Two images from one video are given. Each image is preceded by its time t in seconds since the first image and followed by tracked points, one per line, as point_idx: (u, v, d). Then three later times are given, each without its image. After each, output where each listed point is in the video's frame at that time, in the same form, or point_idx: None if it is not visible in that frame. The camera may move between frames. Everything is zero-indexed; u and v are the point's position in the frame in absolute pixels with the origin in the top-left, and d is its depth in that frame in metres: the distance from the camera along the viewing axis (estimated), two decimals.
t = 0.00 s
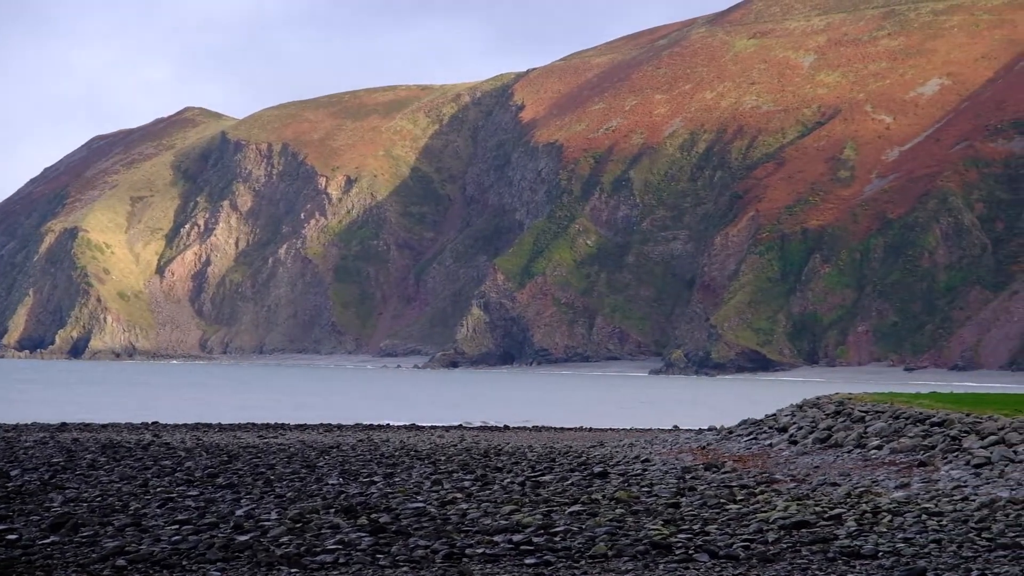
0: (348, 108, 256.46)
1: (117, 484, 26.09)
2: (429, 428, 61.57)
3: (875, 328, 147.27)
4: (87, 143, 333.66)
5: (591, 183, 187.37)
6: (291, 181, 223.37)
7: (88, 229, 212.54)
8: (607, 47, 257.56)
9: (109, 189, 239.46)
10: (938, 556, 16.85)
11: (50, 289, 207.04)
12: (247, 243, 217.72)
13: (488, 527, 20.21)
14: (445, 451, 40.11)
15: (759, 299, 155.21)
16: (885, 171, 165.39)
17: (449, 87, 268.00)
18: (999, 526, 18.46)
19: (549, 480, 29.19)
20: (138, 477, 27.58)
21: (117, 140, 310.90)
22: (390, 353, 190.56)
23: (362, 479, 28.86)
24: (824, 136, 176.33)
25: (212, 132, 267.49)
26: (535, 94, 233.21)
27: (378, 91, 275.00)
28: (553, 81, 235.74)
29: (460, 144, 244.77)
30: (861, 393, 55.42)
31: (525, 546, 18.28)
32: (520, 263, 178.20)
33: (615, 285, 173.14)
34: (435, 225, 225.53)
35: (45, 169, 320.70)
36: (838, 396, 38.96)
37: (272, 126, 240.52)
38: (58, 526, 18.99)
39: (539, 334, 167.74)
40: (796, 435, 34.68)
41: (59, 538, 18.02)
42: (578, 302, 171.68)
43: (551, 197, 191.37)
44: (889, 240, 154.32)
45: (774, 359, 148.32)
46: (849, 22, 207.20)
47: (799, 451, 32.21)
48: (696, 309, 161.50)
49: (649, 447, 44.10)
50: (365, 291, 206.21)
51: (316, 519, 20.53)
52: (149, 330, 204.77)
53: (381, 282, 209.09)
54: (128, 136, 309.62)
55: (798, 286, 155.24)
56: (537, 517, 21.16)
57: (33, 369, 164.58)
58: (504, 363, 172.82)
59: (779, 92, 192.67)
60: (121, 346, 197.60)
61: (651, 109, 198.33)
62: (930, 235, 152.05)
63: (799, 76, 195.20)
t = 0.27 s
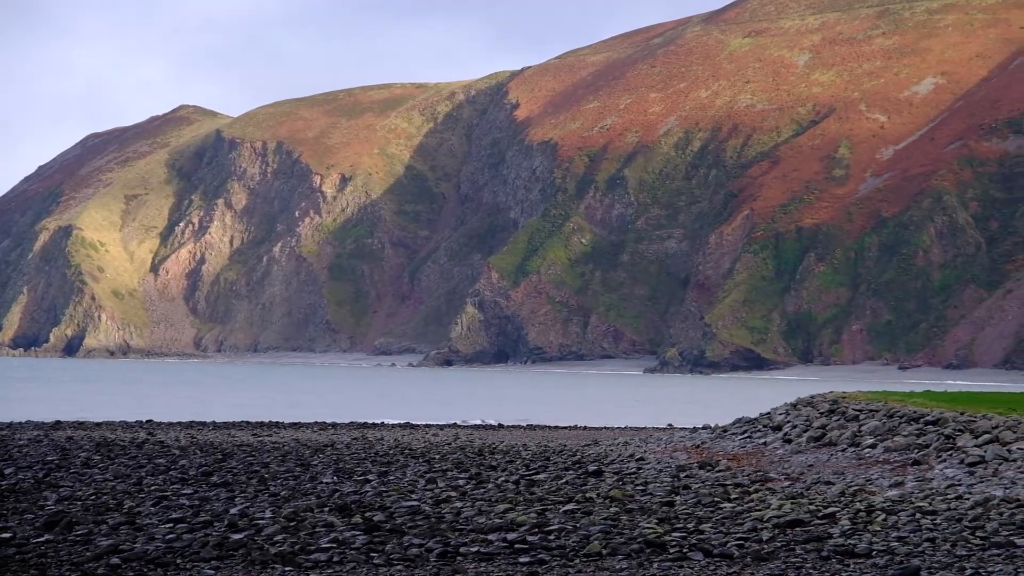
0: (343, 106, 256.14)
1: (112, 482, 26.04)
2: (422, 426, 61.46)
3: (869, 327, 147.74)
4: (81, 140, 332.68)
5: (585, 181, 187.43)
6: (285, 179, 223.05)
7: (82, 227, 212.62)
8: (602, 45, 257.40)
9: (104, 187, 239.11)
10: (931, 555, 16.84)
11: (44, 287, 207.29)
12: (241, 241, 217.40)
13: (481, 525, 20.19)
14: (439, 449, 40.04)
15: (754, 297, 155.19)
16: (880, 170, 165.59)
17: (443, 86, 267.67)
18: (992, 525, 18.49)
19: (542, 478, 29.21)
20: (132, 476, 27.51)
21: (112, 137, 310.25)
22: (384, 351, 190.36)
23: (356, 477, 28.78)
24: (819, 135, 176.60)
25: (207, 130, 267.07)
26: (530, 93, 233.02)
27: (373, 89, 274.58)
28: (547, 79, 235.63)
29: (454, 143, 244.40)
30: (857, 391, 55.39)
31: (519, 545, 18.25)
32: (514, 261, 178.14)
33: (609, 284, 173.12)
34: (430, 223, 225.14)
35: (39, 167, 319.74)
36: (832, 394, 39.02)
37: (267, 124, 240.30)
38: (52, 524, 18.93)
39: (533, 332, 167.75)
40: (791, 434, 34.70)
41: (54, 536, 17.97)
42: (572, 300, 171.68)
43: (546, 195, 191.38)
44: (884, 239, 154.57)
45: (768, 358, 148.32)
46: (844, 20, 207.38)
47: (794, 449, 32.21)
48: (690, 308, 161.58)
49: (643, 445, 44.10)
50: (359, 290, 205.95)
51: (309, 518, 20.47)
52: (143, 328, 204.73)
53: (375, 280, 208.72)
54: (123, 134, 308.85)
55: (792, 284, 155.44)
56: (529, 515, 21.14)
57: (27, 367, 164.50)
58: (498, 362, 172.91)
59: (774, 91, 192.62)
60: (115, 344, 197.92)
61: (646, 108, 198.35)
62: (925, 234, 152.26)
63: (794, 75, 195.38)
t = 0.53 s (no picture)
0: (330, 105, 255.55)
1: (99, 481, 25.81)
2: (409, 425, 61.13)
3: (857, 325, 148.14)
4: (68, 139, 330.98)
5: (573, 180, 187.43)
6: (273, 178, 222.40)
7: (70, 226, 212.14)
8: (590, 44, 257.35)
9: (91, 186, 238.19)
10: (919, 553, 16.83)
11: (32, 286, 207.02)
12: (229, 240, 216.68)
13: (469, 524, 20.08)
14: (426, 448, 39.81)
15: (741, 296, 155.44)
16: (867, 169, 166.10)
17: (431, 84, 267.28)
18: (979, 523, 18.49)
19: (530, 477, 29.07)
20: (120, 475, 27.24)
21: (99, 136, 308.87)
22: (372, 350, 190.00)
23: (344, 476, 28.61)
24: (806, 134, 177.03)
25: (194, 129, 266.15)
26: (518, 91, 232.87)
27: (361, 88, 273.97)
28: (535, 78, 235.53)
29: (442, 141, 243.97)
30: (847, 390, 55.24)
31: (506, 544, 18.14)
32: (502, 260, 178.06)
33: (596, 283, 173.14)
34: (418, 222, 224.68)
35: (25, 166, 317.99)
36: (819, 393, 39.06)
37: (255, 123, 239.60)
38: (39, 523, 18.76)
39: (521, 331, 167.68)
40: (778, 432, 34.74)
41: (41, 535, 17.79)
42: (560, 299, 171.72)
43: (534, 194, 191.38)
44: (871, 238, 154.88)
45: (756, 357, 148.55)
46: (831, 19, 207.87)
47: (781, 448, 32.25)
48: (678, 306, 161.74)
49: (630, 444, 43.95)
50: (347, 288, 205.39)
51: (297, 517, 20.31)
52: (131, 327, 204.16)
53: (363, 279, 208.17)
54: (110, 133, 307.47)
55: (779, 283, 155.96)
56: (516, 514, 21.02)
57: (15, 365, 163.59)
58: (486, 361, 172.85)
59: (762, 90, 192.91)
60: (102, 342, 197.49)
61: (634, 107, 198.50)
62: (913, 233, 152.76)
63: (782, 74, 195.68)
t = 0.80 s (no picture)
0: (313, 104, 254.72)
1: (81, 480, 25.44)
2: (392, 424, 60.48)
3: (840, 324, 148.63)
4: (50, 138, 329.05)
5: (556, 179, 187.38)
6: (256, 177, 221.44)
7: (53, 225, 211.69)
8: (573, 43, 257.06)
9: (73, 185, 236.98)
10: (904, 551, 16.78)
11: (15, 285, 207.52)
12: (212, 239, 215.63)
13: (452, 523, 19.89)
14: (409, 447, 39.47)
15: (724, 296, 155.55)
16: (850, 170, 167.28)
17: (415, 83, 266.63)
18: (963, 522, 18.46)
19: (514, 476, 28.85)
20: (102, 474, 26.86)
21: (82, 135, 307.20)
22: (355, 349, 189.52)
23: (327, 476, 28.30)
24: (789, 133, 177.67)
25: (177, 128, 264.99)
26: (501, 91, 232.40)
27: (344, 87, 273.14)
28: (518, 77, 235.18)
29: (425, 140, 243.26)
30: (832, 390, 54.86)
31: (490, 543, 17.98)
32: (486, 259, 177.80)
33: (579, 282, 173.08)
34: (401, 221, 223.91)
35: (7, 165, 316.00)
36: (803, 392, 39.00)
37: (238, 121, 238.64)
38: (21, 523, 18.48)
39: (504, 331, 167.66)
40: (762, 431, 34.69)
41: (22, 534, 17.53)
42: (543, 299, 171.73)
43: (517, 193, 191.24)
44: (854, 237, 155.44)
45: (739, 356, 148.84)
46: (814, 18, 208.36)
47: (764, 447, 32.20)
48: (661, 305, 161.90)
49: (615, 443, 43.63)
50: (330, 288, 204.53)
51: (280, 516, 20.08)
52: (114, 326, 203.75)
53: (346, 278, 207.33)
54: (92, 132, 305.83)
55: (762, 282, 156.26)
56: (500, 514, 20.85)
57: None
58: (469, 360, 172.71)
59: (745, 89, 193.22)
60: (85, 342, 197.65)
61: (617, 105, 198.70)
62: (895, 232, 153.38)
63: (765, 73, 196.03)
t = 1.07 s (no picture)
0: (299, 104, 254.07)
1: (66, 480, 25.19)
2: (378, 425, 60.21)
3: (826, 324, 149.05)
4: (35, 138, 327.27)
5: (542, 179, 187.33)
6: (242, 177, 220.62)
7: (38, 225, 210.61)
8: (559, 44, 257.11)
9: (59, 185, 235.85)
10: (889, 552, 16.76)
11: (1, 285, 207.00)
12: (198, 239, 214.68)
13: (438, 523, 19.77)
14: (394, 448, 39.28)
15: (710, 296, 155.70)
16: (836, 169, 168.22)
17: (401, 83, 266.23)
18: (949, 522, 18.45)
19: (499, 476, 28.74)
20: (88, 475, 26.60)
21: (67, 135, 305.66)
22: (341, 349, 188.97)
23: (312, 476, 28.13)
24: (776, 133, 178.44)
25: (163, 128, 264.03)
26: (487, 90, 232.26)
27: (330, 87, 272.51)
28: (504, 77, 235.10)
29: (411, 140, 242.77)
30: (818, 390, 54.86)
31: (475, 543, 17.87)
32: (472, 259, 177.31)
33: (565, 282, 172.98)
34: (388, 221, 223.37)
35: None
36: (789, 392, 39.03)
37: (224, 121, 237.76)
38: (5, 524, 18.27)
39: (490, 331, 167.58)
40: (748, 431, 34.69)
41: (9, 534, 17.33)
42: (528, 299, 171.66)
43: (503, 193, 191.06)
44: (840, 237, 155.92)
45: (725, 356, 149.04)
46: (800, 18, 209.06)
47: (750, 448, 32.18)
48: (647, 305, 161.97)
49: (601, 443, 43.54)
50: (316, 288, 203.91)
51: (266, 516, 19.93)
52: (100, 326, 202.84)
53: (332, 278, 206.73)
54: (77, 132, 304.30)
55: (748, 282, 156.19)
56: (485, 514, 20.74)
57: None
58: (455, 360, 172.47)
59: (731, 89, 193.71)
60: (71, 342, 196.60)
61: (603, 105, 198.89)
62: (881, 232, 154.09)
63: (751, 73, 196.46)
